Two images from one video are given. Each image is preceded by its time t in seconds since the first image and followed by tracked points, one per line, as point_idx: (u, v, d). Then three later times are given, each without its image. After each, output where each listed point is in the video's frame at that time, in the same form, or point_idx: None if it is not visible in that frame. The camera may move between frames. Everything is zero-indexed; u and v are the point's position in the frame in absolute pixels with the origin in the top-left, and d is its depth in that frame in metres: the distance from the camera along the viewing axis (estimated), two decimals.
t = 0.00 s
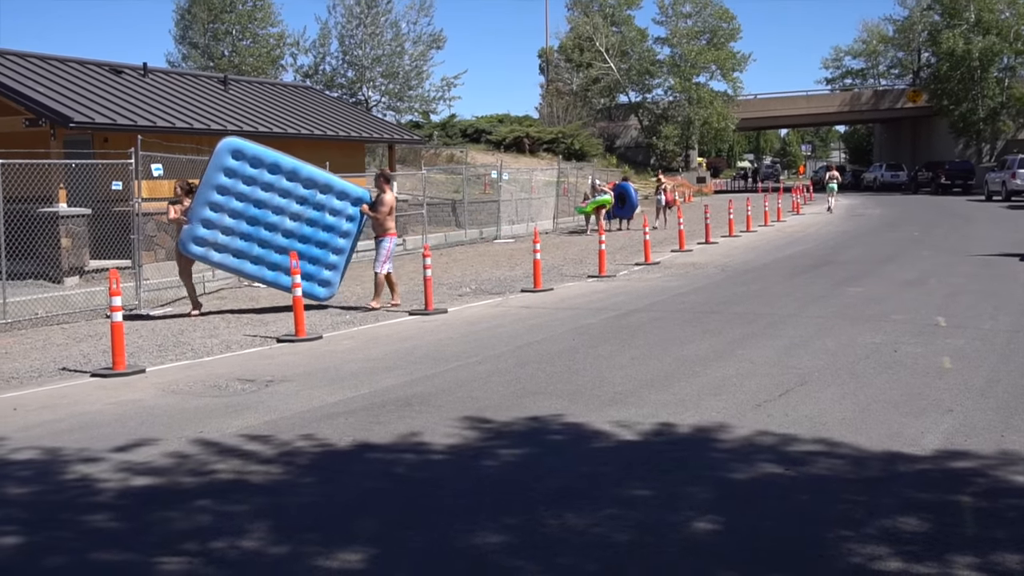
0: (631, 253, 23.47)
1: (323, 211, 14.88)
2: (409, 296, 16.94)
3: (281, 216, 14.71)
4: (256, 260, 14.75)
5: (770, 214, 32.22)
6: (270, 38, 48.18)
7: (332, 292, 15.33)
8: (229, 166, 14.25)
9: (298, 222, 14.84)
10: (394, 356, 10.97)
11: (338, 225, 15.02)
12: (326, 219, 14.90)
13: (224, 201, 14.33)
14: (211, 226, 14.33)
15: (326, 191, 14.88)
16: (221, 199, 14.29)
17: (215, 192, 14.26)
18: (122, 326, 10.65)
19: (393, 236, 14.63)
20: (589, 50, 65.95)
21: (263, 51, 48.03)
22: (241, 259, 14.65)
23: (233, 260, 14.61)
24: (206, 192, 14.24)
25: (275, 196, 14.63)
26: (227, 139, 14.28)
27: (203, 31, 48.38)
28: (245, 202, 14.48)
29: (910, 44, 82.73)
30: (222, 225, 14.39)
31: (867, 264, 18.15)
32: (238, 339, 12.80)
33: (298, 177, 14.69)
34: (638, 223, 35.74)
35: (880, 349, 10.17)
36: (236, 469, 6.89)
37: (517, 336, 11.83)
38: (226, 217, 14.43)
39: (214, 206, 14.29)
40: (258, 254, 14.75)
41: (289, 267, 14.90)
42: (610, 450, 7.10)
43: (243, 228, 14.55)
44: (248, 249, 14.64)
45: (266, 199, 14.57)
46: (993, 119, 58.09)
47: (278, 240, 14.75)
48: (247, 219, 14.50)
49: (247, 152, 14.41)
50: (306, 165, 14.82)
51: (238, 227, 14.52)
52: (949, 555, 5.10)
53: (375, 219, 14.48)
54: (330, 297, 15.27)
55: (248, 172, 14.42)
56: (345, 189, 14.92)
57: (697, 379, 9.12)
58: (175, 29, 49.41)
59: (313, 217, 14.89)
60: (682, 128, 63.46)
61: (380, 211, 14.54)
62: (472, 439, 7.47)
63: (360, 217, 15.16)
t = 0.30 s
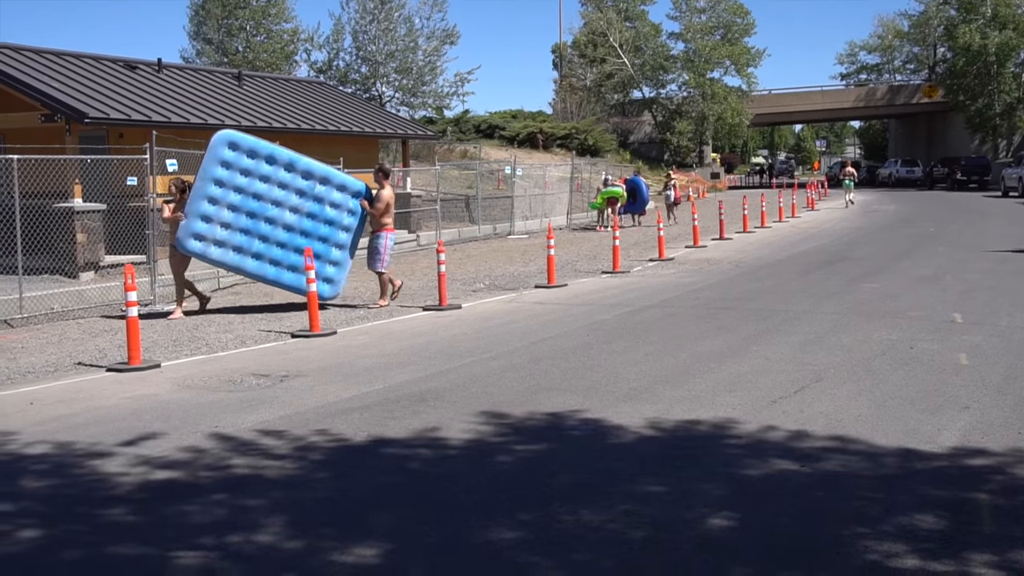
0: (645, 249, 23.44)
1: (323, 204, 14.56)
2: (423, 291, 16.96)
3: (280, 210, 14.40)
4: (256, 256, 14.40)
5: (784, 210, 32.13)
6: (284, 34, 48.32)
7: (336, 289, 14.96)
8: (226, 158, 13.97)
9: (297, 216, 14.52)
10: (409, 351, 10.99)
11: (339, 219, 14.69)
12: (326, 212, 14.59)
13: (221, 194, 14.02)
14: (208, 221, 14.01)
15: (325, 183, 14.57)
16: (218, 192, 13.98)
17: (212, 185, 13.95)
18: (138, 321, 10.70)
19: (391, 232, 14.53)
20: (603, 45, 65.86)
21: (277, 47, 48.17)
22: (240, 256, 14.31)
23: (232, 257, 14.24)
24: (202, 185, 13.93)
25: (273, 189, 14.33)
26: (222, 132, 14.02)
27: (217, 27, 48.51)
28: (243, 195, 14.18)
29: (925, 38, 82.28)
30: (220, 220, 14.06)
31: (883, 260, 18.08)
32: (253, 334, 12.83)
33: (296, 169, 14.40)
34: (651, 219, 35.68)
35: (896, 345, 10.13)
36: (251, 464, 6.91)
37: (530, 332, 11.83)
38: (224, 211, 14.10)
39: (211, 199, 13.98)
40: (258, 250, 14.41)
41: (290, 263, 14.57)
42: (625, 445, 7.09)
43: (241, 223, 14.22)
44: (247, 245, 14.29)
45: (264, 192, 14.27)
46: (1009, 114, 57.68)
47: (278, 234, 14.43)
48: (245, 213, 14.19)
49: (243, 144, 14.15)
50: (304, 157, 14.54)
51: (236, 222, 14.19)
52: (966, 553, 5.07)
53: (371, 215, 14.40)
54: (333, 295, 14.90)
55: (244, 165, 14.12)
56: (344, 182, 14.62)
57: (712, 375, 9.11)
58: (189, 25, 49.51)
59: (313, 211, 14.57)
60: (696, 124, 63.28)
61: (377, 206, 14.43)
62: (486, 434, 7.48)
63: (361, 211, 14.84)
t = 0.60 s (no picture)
0: (662, 245, 23.39)
1: (321, 196, 14.19)
2: (440, 288, 16.98)
3: (277, 202, 14.06)
4: (253, 250, 14.02)
5: (801, 206, 32.00)
6: (300, 31, 48.53)
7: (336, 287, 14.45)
8: (221, 147, 13.76)
9: (296, 209, 14.16)
10: (426, 347, 11.01)
11: (338, 213, 14.28)
12: (325, 205, 14.20)
13: (216, 184, 13.76)
14: (203, 211, 13.73)
15: (324, 176, 14.24)
16: (214, 182, 13.72)
17: (207, 174, 13.72)
18: (156, 317, 10.76)
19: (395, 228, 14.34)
20: (619, 41, 65.79)
21: (293, 44, 48.35)
22: (236, 248, 13.94)
23: (227, 249, 13.89)
24: (198, 175, 13.71)
25: (270, 181, 14.03)
26: (219, 123, 13.86)
27: (234, 23, 48.61)
28: (238, 185, 13.89)
29: (944, 32, 81.74)
30: (215, 210, 13.77)
31: (902, 256, 17.97)
32: (270, 330, 12.87)
33: (294, 161, 14.11)
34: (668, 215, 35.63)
35: (914, 342, 10.08)
36: (269, 460, 6.94)
37: (547, 328, 11.83)
38: (219, 202, 13.82)
39: (206, 189, 13.73)
40: (255, 243, 14.03)
41: (288, 257, 14.13)
42: (642, 441, 7.09)
43: (237, 215, 13.91)
44: (244, 237, 13.95)
45: (260, 184, 13.97)
46: None
47: (275, 227, 14.05)
48: (241, 204, 13.88)
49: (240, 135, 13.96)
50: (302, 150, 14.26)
51: (232, 213, 13.88)
52: (986, 550, 5.05)
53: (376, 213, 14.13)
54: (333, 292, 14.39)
55: (241, 155, 13.88)
56: (344, 175, 14.26)
57: (729, 371, 9.09)
58: (206, 22, 49.67)
59: (311, 204, 14.20)
60: (712, 120, 63.06)
61: (380, 203, 14.17)
62: (502, 430, 7.48)
63: (362, 207, 14.42)
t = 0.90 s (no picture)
0: (676, 243, 23.32)
1: (316, 196, 13.82)
2: (453, 285, 16.97)
3: (270, 201, 13.66)
4: (244, 250, 13.62)
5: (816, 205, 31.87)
6: (316, 27, 48.73)
7: (330, 289, 14.09)
8: (214, 144, 13.33)
9: (289, 208, 13.77)
10: (440, 344, 11.01)
11: (333, 214, 13.92)
12: (319, 205, 13.83)
13: (208, 182, 13.34)
14: (194, 209, 13.29)
15: (318, 176, 13.87)
16: (205, 179, 13.29)
17: (198, 172, 13.27)
18: (171, 312, 10.79)
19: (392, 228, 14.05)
20: (634, 39, 65.75)
21: (309, 40, 48.54)
22: (227, 247, 13.53)
23: (218, 249, 13.47)
24: (189, 172, 13.26)
25: (263, 179, 13.63)
26: (211, 119, 13.43)
27: (250, 20, 48.72)
28: (230, 184, 13.48)
29: (962, 31, 81.26)
30: (206, 209, 13.34)
31: (918, 256, 17.87)
32: (284, 327, 12.89)
33: (288, 160, 13.73)
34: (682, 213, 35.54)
35: (931, 342, 10.02)
36: (282, 455, 6.95)
37: (560, 326, 11.81)
38: (210, 200, 13.39)
39: (197, 187, 13.28)
40: (246, 242, 13.64)
41: (280, 257, 13.74)
42: (655, 440, 7.07)
43: (229, 214, 13.49)
44: (235, 237, 13.53)
45: (253, 182, 13.57)
46: None
47: (268, 226, 13.66)
48: (233, 203, 13.46)
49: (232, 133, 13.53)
50: (295, 149, 13.87)
51: (224, 211, 13.47)
52: (1002, 552, 5.02)
53: (372, 211, 13.86)
54: (327, 295, 14.04)
55: (233, 153, 13.47)
56: (339, 175, 13.91)
57: (743, 370, 9.06)
58: (223, 18, 49.83)
59: (305, 204, 13.82)
60: (728, 118, 62.86)
61: (377, 202, 13.88)
62: (515, 428, 7.48)
63: (357, 208, 14.08)
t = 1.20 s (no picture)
0: (687, 242, 23.27)
1: (310, 196, 13.78)
2: (464, 285, 16.99)
3: (263, 202, 13.64)
4: (238, 251, 13.59)
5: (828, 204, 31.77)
6: (327, 28, 48.88)
7: (325, 290, 14.05)
8: (205, 145, 13.30)
9: (283, 209, 13.74)
10: (452, 344, 11.03)
11: (327, 214, 13.88)
12: (313, 205, 13.79)
13: (200, 183, 13.30)
14: (186, 211, 13.26)
15: (312, 176, 13.83)
16: (197, 180, 13.25)
17: (190, 173, 13.24)
18: (184, 312, 10.84)
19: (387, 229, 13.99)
20: (645, 38, 65.73)
21: (320, 41, 48.69)
22: (220, 249, 13.51)
23: (212, 250, 13.44)
24: (180, 174, 13.23)
25: (256, 179, 13.60)
26: (202, 119, 13.41)
27: (260, 21, 48.82)
28: (223, 184, 13.45)
29: (974, 29, 80.93)
30: (198, 210, 13.30)
31: (930, 255, 17.81)
32: (296, 327, 12.92)
33: (280, 160, 13.69)
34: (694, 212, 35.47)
35: (944, 341, 9.99)
36: (296, 454, 6.98)
37: (572, 325, 11.82)
38: (203, 201, 13.36)
39: (189, 188, 13.26)
40: (240, 244, 13.61)
41: (275, 258, 13.72)
42: (668, 438, 7.08)
43: (221, 215, 13.47)
44: (228, 238, 13.51)
45: (246, 183, 13.54)
46: None
47: (261, 227, 13.64)
48: (225, 204, 13.43)
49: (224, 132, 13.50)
50: (288, 148, 13.84)
51: (216, 212, 13.44)
52: (1018, 551, 5.01)
53: (367, 211, 13.79)
54: (322, 295, 14.00)
55: (225, 154, 13.43)
56: (332, 174, 13.86)
57: (756, 369, 9.05)
58: (234, 19, 49.98)
59: (299, 203, 13.78)
60: (739, 117, 62.74)
61: (373, 201, 13.83)
62: (527, 427, 7.49)
63: (352, 208, 14.03)
